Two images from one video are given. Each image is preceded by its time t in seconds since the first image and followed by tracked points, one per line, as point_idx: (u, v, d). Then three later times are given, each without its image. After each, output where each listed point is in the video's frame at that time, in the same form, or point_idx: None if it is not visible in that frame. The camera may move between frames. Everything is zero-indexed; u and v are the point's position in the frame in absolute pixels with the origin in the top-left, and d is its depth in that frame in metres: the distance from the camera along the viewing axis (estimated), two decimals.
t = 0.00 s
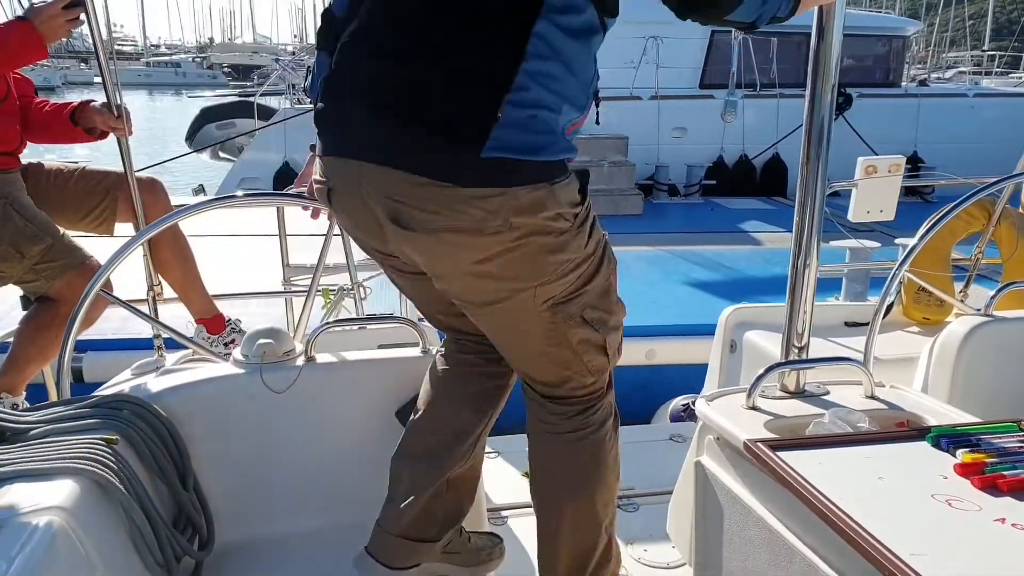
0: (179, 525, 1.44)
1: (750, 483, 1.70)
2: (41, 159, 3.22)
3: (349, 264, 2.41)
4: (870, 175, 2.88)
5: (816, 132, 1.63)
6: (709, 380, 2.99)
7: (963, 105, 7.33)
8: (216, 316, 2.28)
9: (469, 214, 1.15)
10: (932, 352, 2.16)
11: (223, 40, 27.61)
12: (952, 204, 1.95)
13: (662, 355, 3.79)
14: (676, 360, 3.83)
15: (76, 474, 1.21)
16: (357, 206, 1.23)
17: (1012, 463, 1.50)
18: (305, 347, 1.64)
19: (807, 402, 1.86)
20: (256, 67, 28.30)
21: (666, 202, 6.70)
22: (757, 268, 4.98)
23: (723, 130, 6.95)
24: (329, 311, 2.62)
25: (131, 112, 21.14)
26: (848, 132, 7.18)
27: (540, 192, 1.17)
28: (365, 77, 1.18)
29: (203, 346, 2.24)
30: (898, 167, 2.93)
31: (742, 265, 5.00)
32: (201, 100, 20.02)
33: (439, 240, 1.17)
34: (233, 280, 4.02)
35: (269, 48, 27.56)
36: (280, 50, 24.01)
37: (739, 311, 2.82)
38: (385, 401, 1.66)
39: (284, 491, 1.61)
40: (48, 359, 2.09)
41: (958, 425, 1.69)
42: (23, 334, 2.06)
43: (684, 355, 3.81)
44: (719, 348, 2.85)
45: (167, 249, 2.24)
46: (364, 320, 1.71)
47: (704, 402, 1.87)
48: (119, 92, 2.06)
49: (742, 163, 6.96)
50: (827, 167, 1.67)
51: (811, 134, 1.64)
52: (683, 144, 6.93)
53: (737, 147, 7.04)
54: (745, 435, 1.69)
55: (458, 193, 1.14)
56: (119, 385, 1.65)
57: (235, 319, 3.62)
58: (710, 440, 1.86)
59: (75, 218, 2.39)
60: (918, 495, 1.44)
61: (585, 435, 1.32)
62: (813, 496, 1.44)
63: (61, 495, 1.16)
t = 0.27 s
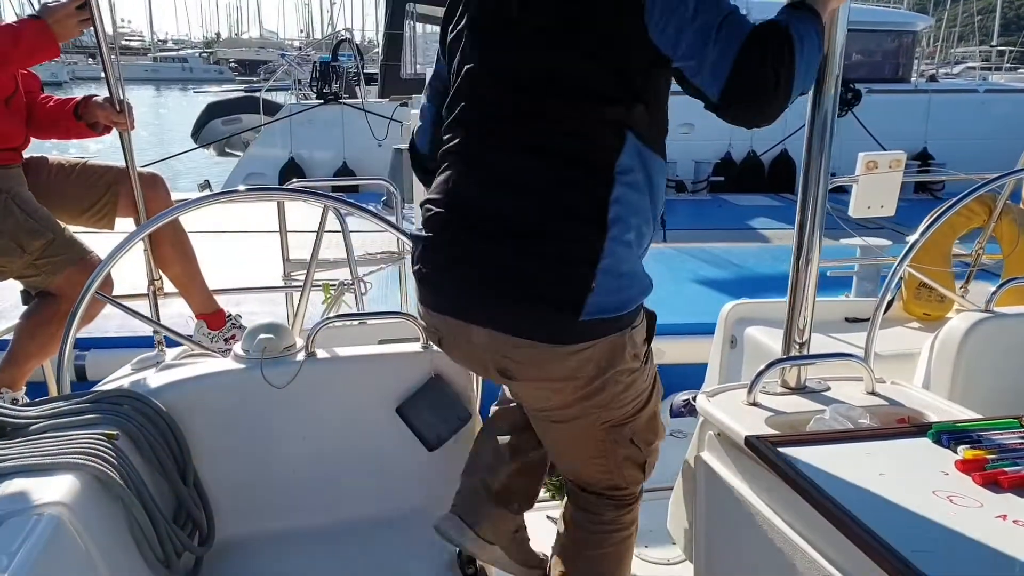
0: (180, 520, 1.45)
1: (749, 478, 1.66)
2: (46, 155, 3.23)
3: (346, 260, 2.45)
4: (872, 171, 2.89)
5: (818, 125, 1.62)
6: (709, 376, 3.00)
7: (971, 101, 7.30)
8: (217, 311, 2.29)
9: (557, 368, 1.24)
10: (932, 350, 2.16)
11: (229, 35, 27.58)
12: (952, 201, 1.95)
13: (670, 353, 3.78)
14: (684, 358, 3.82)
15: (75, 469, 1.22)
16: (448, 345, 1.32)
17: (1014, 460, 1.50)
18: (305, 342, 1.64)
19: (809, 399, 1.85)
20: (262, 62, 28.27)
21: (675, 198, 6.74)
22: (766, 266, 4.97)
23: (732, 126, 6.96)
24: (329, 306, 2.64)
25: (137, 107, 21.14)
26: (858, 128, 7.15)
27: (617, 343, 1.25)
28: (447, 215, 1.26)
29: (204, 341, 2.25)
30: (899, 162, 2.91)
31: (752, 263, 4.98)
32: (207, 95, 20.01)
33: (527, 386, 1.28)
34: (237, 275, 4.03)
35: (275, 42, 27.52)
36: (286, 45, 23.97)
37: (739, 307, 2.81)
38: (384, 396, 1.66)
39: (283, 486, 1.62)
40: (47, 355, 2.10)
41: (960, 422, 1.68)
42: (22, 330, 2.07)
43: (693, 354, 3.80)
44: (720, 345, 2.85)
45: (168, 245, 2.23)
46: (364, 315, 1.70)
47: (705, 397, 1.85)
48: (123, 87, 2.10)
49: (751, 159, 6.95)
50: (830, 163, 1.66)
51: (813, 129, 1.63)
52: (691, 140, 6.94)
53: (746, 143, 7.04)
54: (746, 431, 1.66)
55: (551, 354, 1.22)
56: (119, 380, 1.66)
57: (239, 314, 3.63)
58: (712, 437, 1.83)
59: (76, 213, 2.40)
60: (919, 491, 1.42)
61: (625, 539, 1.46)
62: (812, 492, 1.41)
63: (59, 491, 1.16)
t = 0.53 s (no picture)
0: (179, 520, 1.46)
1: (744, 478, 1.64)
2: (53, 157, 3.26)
3: (349, 260, 2.55)
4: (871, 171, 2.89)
5: (814, 124, 1.63)
6: (709, 377, 3.00)
7: (978, 100, 7.26)
8: (217, 311, 2.31)
9: (584, 360, 1.33)
10: (932, 350, 2.16)
11: (235, 35, 27.61)
12: (951, 201, 1.95)
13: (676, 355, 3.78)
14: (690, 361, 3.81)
15: (74, 469, 1.23)
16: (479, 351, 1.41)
17: (1014, 461, 1.48)
18: (304, 342, 1.65)
19: (808, 399, 1.85)
20: (268, 61, 28.29)
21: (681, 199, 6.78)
22: (775, 267, 4.95)
23: (739, 126, 6.97)
24: (328, 307, 2.67)
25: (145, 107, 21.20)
26: (866, 128, 7.13)
27: (644, 336, 1.35)
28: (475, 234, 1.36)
29: (204, 342, 2.28)
30: (899, 163, 2.88)
31: (759, 265, 4.97)
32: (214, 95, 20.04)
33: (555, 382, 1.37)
34: (241, 277, 4.05)
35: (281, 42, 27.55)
36: (292, 44, 23.98)
37: (740, 307, 2.81)
38: (381, 394, 1.67)
39: (282, 483, 1.63)
40: (47, 356, 2.11)
41: (959, 422, 1.67)
42: (22, 331, 2.08)
43: (699, 356, 3.78)
44: (720, 346, 2.86)
45: (168, 245, 2.24)
46: (363, 315, 1.71)
47: (704, 397, 1.84)
48: (119, 87, 2.11)
49: (758, 159, 6.96)
50: (825, 162, 1.66)
51: (809, 128, 1.64)
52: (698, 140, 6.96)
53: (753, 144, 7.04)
54: (747, 431, 1.64)
55: (582, 346, 1.31)
56: (118, 381, 1.67)
57: (242, 315, 3.65)
58: (704, 434, 1.80)
59: (76, 215, 2.41)
60: (918, 491, 1.42)
61: (639, 542, 1.50)
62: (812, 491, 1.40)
63: (60, 491, 1.17)
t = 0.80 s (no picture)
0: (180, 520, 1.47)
1: (745, 477, 1.63)
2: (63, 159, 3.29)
3: (350, 260, 2.57)
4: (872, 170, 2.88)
5: (817, 124, 1.62)
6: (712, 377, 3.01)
7: (989, 98, 7.22)
8: (218, 311, 2.33)
9: (598, 317, 1.45)
10: (935, 348, 2.17)
11: (243, 36, 27.68)
12: (954, 200, 1.94)
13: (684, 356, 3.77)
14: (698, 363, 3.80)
15: (75, 469, 1.24)
16: (501, 315, 1.54)
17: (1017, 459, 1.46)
18: (305, 342, 1.66)
19: (809, 398, 1.84)
20: (276, 61, 28.34)
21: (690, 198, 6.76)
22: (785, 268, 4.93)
23: (747, 125, 6.95)
24: (328, 306, 2.67)
25: (154, 107, 21.29)
26: (878, 127, 7.10)
27: (655, 304, 1.47)
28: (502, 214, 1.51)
29: (205, 341, 2.29)
30: (902, 160, 2.85)
31: (769, 266, 4.95)
32: (222, 95, 20.10)
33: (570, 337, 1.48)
34: (247, 277, 4.07)
35: (290, 42, 27.59)
36: (301, 45, 24.03)
37: (740, 306, 2.82)
38: (382, 394, 1.68)
39: (283, 483, 1.64)
40: (49, 355, 2.13)
41: (962, 421, 1.66)
42: (24, 332, 2.10)
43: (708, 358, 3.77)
44: (721, 345, 2.87)
45: (169, 246, 2.26)
46: (364, 316, 1.72)
47: (705, 396, 1.83)
48: (121, 88, 2.13)
49: (767, 158, 6.94)
50: (829, 162, 1.66)
51: (811, 128, 1.63)
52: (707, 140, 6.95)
53: (762, 143, 7.02)
54: (748, 431, 1.63)
55: (595, 307, 1.44)
56: (119, 381, 1.69)
57: (250, 315, 3.67)
58: (705, 433, 1.79)
59: (76, 215, 2.43)
60: (919, 490, 1.41)
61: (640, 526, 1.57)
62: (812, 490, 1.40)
63: (62, 490, 1.19)
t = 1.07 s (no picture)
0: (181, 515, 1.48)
1: (745, 471, 1.62)
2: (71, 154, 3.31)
3: (350, 256, 2.55)
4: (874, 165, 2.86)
5: (818, 121, 1.61)
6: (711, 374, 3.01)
7: (1000, 93, 7.17)
8: (219, 306, 2.34)
9: (631, 277, 1.61)
10: (936, 342, 2.23)
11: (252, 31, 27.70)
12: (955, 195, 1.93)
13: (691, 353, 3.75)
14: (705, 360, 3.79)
15: (76, 464, 1.25)
16: (535, 277, 1.67)
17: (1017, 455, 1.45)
18: (305, 338, 1.66)
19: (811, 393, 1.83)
20: (283, 56, 28.31)
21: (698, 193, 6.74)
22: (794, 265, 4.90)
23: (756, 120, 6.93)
24: (329, 302, 2.70)
25: (161, 101, 21.31)
26: (888, 122, 7.05)
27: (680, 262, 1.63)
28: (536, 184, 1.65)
29: (206, 336, 2.29)
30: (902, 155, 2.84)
31: (779, 263, 4.92)
32: (229, 90, 20.10)
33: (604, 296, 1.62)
34: (250, 273, 4.08)
35: (297, 37, 27.58)
36: (307, 39, 24.00)
37: (740, 302, 2.86)
38: (383, 388, 1.68)
39: (285, 477, 1.65)
40: (48, 351, 2.12)
41: (963, 416, 1.64)
42: (23, 328, 2.09)
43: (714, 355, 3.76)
44: (722, 340, 2.89)
45: (170, 242, 2.31)
46: (365, 311, 1.72)
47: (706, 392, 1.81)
48: (119, 83, 2.13)
49: (776, 153, 6.92)
50: (830, 158, 1.65)
51: (813, 124, 1.62)
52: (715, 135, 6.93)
53: (771, 138, 7.00)
54: (749, 427, 1.62)
55: (627, 267, 1.60)
56: (119, 377, 1.70)
57: (256, 310, 3.68)
58: (707, 429, 1.78)
59: (75, 211, 2.44)
60: (920, 485, 1.40)
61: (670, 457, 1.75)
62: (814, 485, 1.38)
63: (64, 486, 1.19)
